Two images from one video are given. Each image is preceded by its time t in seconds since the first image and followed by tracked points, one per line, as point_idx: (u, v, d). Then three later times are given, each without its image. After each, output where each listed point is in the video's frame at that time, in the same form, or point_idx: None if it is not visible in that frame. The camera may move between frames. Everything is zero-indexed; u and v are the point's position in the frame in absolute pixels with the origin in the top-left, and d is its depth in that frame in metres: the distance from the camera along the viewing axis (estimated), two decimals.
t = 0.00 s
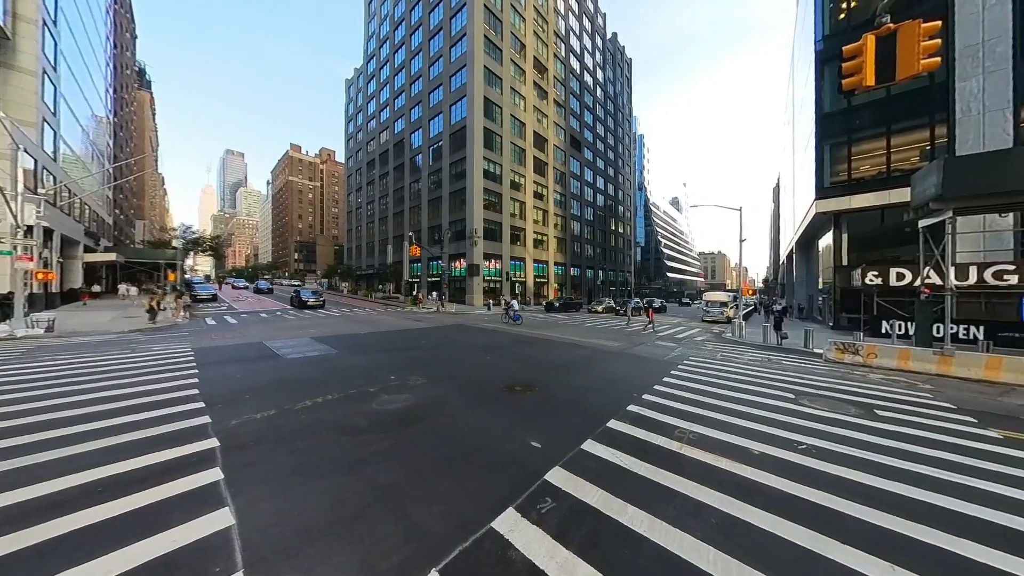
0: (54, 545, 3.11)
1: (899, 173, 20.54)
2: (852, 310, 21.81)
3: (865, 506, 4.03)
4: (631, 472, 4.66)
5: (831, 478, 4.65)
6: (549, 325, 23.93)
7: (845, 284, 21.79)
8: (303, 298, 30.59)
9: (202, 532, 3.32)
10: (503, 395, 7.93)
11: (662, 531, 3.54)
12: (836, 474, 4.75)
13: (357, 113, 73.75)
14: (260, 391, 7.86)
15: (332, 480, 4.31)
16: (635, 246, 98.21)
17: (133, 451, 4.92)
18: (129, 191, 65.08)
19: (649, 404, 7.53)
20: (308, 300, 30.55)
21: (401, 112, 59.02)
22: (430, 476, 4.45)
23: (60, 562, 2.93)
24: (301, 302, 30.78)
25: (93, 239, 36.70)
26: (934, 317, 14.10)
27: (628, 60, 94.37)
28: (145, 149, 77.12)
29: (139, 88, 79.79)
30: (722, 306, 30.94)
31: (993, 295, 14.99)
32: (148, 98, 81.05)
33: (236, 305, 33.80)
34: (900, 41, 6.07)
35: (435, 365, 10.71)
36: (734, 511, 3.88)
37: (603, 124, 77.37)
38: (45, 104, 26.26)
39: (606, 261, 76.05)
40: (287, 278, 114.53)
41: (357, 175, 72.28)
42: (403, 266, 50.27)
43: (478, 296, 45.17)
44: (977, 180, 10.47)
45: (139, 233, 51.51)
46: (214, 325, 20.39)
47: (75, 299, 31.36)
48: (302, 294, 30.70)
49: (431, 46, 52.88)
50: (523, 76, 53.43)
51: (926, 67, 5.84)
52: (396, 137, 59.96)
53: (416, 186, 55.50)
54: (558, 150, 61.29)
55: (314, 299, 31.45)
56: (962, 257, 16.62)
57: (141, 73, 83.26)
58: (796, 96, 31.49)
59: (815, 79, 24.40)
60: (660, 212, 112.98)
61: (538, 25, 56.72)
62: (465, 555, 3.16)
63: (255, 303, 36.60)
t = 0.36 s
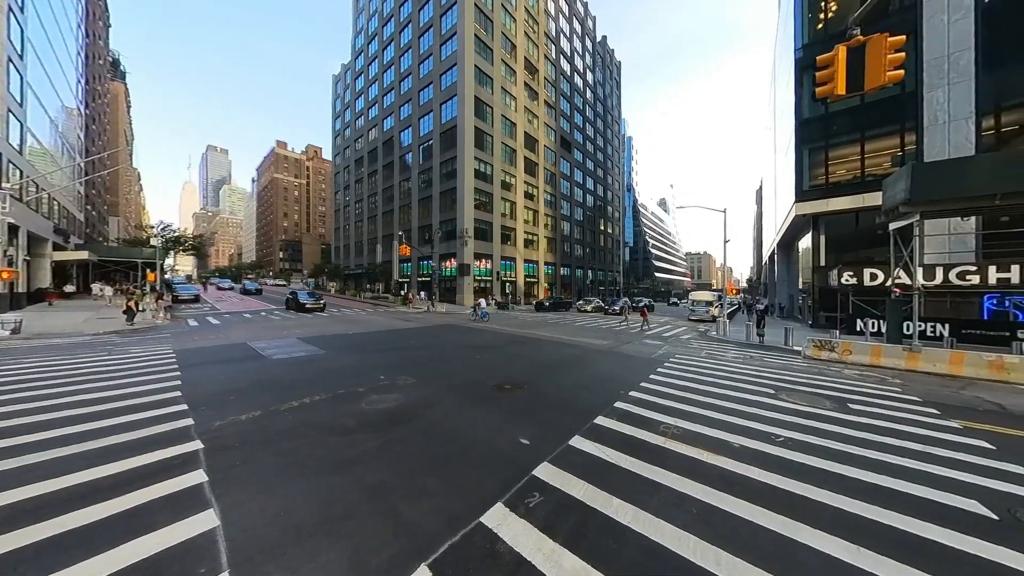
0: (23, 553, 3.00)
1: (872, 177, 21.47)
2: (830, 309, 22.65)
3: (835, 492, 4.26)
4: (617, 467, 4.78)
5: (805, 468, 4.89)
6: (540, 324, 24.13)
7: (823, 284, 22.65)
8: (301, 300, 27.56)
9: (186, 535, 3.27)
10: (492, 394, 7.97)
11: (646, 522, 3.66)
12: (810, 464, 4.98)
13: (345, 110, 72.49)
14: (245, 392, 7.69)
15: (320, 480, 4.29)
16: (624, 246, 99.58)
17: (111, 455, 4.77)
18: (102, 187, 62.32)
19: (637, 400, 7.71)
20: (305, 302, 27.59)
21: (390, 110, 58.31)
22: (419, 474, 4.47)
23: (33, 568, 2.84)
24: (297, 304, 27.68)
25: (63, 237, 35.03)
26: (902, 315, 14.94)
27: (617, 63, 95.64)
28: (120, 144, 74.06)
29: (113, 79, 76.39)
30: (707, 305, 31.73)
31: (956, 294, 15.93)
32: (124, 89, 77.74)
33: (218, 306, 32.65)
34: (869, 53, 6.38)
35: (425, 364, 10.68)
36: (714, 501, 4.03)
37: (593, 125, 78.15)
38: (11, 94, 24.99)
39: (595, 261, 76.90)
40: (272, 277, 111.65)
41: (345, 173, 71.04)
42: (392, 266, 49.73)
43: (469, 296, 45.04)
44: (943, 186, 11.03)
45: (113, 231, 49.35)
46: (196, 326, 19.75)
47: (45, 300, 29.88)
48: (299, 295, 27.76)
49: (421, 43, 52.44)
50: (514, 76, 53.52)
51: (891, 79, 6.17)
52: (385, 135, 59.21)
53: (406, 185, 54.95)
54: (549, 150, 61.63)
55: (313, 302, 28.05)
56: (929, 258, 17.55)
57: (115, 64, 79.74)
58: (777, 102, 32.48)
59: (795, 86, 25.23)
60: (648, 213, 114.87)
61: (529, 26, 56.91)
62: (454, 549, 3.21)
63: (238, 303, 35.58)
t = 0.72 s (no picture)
0: None
1: (854, 180, 22.13)
2: (814, 308, 23.26)
3: (816, 486, 4.40)
4: (607, 464, 4.85)
5: (788, 463, 5.04)
6: (532, 324, 24.22)
7: (808, 284, 23.30)
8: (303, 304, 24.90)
9: (173, 539, 3.22)
10: (484, 393, 7.98)
11: (635, 518, 3.73)
12: (793, 459, 5.14)
13: (336, 107, 71.44)
14: (232, 394, 7.55)
15: (309, 482, 4.24)
16: (616, 246, 100.52)
17: (93, 461, 4.65)
18: (80, 183, 60.23)
19: (627, 399, 7.82)
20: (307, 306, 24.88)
21: (381, 108, 57.73)
22: (411, 475, 4.46)
23: None
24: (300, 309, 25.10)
25: (38, 235, 33.75)
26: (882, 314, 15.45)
27: (609, 65, 96.41)
28: (99, 139, 71.64)
29: (92, 71, 73.84)
30: (697, 305, 32.29)
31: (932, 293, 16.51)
32: (103, 83, 75.22)
33: (203, 306, 31.87)
34: (848, 61, 6.61)
35: (417, 364, 10.63)
36: (701, 497, 4.12)
37: (585, 126, 78.67)
38: None
39: (588, 261, 77.46)
40: (259, 276, 109.41)
41: (336, 171, 70.03)
42: (384, 266, 49.31)
43: (461, 296, 44.86)
44: (920, 190, 11.44)
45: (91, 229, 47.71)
46: (180, 327, 19.25)
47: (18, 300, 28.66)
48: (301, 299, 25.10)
49: (412, 42, 52.02)
50: (506, 76, 53.48)
51: (869, 86, 6.41)
52: (376, 134, 58.54)
53: (398, 184, 54.46)
54: (541, 150, 61.79)
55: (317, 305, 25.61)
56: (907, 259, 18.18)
57: (94, 56, 77.00)
58: (764, 106, 33.20)
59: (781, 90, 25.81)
60: (639, 214, 116.25)
61: (521, 26, 56.93)
62: (446, 548, 3.23)
63: (224, 304, 34.76)
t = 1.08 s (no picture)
0: None
1: (844, 182, 22.51)
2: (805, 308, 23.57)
3: (812, 486, 4.41)
4: (604, 466, 4.80)
5: (784, 462, 5.04)
6: (528, 324, 24.19)
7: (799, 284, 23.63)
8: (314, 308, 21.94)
9: (156, 549, 3.09)
10: (480, 395, 7.89)
11: (634, 520, 3.69)
12: (789, 459, 5.14)
13: (328, 105, 70.60)
14: (220, 397, 7.34)
15: (299, 488, 4.11)
16: (611, 247, 101.05)
17: (71, 468, 4.45)
18: (63, 181, 58.62)
19: (623, 399, 7.80)
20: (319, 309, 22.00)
21: (375, 106, 57.20)
22: (404, 479, 4.36)
23: None
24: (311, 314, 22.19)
25: (18, 234, 32.74)
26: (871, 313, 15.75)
27: (604, 66, 96.84)
28: (83, 136, 69.81)
29: (75, 66, 71.93)
30: (690, 305, 32.54)
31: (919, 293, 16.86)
32: (87, 78, 73.29)
33: (191, 307, 31.15)
34: (842, 63, 6.67)
35: (411, 366, 10.49)
36: (699, 498, 4.09)
37: (580, 127, 78.96)
38: None
39: (582, 261, 77.75)
40: (250, 276, 107.63)
41: (329, 170, 69.20)
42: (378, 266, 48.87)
43: (456, 296, 44.66)
44: (910, 192, 11.63)
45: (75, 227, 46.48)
46: (167, 328, 18.77)
47: None
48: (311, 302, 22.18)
49: (407, 40, 51.65)
50: (501, 76, 53.37)
51: (863, 88, 6.47)
52: (370, 132, 57.97)
53: (392, 183, 53.98)
54: (536, 150, 61.84)
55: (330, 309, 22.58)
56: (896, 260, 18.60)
57: (78, 50, 75.00)
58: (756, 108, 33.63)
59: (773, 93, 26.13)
60: (634, 215, 117.08)
61: (516, 26, 56.90)
62: (441, 554, 3.15)
63: (213, 304, 34.07)
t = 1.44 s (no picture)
0: None
1: (838, 183, 22.78)
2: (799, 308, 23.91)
3: (814, 485, 4.42)
4: (606, 467, 4.79)
5: (784, 462, 5.06)
6: (526, 324, 24.18)
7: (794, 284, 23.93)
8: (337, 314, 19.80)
9: (152, 557, 3.00)
10: (479, 396, 7.84)
11: (638, 521, 3.68)
12: (788, 458, 5.18)
13: (324, 104, 70.03)
14: (215, 400, 7.21)
15: (298, 491, 4.05)
16: (607, 247, 101.43)
17: (62, 472, 4.34)
18: (51, 179, 57.54)
19: (623, 399, 7.82)
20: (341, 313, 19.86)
21: (371, 105, 56.84)
22: (405, 482, 4.30)
23: None
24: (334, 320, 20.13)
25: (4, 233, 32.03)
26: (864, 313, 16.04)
27: (600, 67, 97.21)
28: (72, 133, 68.61)
29: (65, 62, 70.64)
30: (687, 305, 32.77)
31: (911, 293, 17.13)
32: (76, 74, 72.02)
33: (183, 307, 30.68)
34: (840, 65, 6.72)
35: (410, 367, 10.41)
36: (701, 498, 4.10)
37: (576, 128, 79.19)
38: None
39: (579, 262, 77.96)
40: (244, 276, 106.40)
41: (324, 169, 68.64)
42: (374, 266, 48.65)
43: (453, 296, 44.55)
44: (904, 194, 11.78)
45: (63, 226, 45.53)
46: (159, 329, 18.47)
47: None
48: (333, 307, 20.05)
49: (403, 39, 51.39)
50: (498, 76, 53.27)
51: (861, 90, 6.52)
52: (366, 132, 57.60)
53: (388, 183, 53.70)
54: (533, 150, 61.85)
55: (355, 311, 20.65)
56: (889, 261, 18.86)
57: (67, 46, 73.66)
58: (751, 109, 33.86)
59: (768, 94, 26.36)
60: (630, 215, 117.73)
61: (513, 26, 56.86)
62: (446, 558, 3.11)
63: (205, 304, 33.56)
